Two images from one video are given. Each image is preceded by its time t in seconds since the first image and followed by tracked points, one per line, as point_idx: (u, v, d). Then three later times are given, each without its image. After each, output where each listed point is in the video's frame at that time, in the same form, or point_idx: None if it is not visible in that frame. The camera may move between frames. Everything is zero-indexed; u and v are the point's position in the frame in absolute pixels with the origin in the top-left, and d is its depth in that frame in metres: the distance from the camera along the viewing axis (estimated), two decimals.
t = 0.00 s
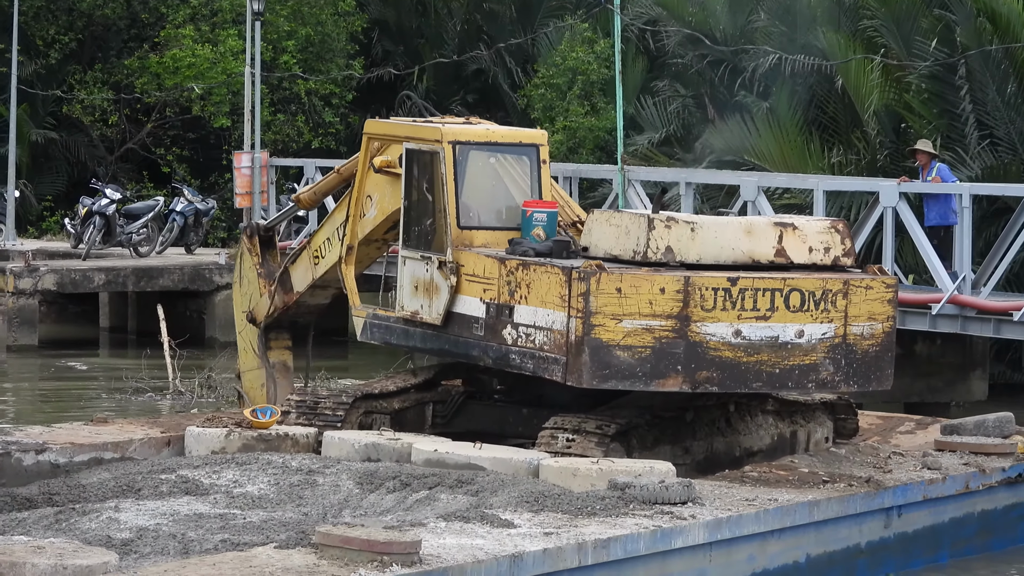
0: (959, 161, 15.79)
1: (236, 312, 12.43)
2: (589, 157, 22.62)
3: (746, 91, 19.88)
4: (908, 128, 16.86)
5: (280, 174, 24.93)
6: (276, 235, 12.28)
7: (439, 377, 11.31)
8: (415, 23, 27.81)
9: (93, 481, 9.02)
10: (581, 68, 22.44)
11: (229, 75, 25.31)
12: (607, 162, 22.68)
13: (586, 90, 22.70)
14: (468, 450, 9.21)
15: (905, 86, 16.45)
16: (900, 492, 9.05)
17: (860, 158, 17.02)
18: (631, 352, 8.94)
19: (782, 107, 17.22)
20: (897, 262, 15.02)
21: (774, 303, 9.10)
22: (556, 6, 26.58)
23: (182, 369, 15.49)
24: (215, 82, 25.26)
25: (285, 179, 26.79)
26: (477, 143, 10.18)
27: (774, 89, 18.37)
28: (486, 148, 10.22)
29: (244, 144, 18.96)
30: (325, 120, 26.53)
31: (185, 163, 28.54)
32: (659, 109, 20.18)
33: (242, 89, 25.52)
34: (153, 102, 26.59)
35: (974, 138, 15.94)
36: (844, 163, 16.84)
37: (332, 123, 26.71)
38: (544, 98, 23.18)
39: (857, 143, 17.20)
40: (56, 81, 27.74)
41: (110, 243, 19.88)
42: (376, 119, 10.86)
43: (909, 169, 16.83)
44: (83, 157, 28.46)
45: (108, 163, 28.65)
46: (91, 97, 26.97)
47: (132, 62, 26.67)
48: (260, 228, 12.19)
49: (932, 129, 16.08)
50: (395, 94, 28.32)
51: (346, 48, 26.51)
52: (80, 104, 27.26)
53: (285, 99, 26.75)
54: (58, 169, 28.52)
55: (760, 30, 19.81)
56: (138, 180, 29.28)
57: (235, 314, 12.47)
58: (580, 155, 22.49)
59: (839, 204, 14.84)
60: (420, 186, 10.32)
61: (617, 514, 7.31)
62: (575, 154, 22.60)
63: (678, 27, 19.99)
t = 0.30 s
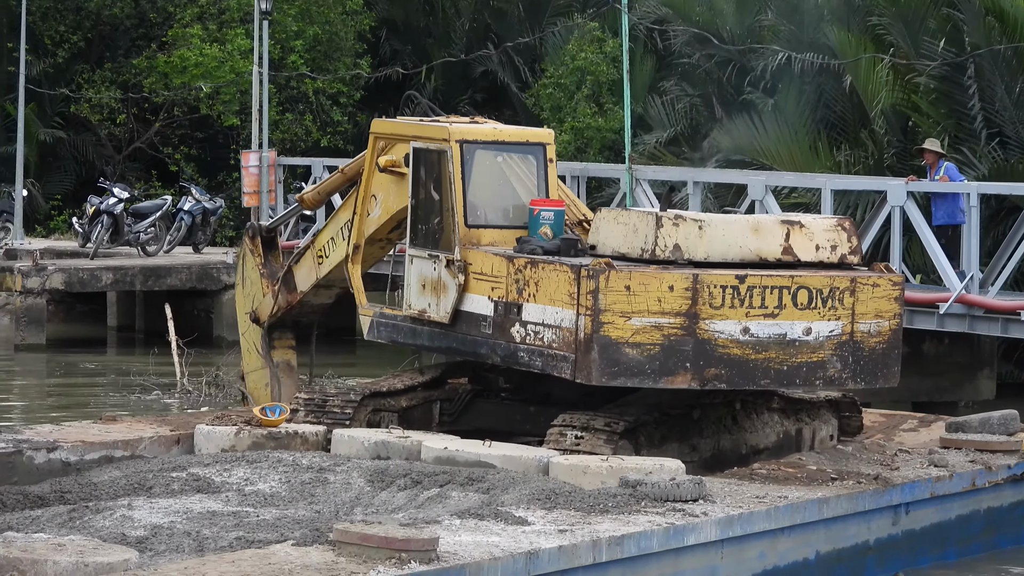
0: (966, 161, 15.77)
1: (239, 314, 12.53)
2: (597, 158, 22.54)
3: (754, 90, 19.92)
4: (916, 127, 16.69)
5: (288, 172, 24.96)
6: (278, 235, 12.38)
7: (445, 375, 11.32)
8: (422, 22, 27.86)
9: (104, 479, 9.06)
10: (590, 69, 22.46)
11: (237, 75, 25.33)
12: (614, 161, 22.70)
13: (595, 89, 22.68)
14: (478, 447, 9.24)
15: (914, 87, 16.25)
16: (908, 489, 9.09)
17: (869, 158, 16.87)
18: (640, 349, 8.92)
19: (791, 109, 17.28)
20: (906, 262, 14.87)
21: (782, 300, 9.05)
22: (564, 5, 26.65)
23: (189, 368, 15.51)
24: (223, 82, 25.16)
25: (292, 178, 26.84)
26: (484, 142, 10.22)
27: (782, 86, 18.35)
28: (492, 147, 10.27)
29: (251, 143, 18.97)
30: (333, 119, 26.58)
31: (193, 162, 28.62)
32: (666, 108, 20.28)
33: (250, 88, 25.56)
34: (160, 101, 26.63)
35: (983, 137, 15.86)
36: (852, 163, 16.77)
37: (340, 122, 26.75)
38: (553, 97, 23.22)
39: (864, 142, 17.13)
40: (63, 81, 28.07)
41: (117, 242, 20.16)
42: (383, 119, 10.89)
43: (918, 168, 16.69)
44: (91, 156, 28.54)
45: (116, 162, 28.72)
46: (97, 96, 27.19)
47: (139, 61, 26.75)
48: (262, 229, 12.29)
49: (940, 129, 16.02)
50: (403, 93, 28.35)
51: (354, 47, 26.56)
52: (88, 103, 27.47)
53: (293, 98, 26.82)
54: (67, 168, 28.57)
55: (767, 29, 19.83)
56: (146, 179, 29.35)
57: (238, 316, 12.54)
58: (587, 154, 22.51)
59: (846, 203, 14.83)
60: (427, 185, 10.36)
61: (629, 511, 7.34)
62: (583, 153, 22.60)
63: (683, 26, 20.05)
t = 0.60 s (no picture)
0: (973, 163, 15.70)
1: (240, 317, 12.58)
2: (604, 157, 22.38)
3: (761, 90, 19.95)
4: (923, 127, 16.73)
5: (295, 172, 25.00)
6: (278, 237, 12.45)
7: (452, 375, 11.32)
8: (430, 22, 27.95)
9: (114, 479, 9.08)
10: (598, 69, 22.48)
11: (243, 75, 25.27)
12: (622, 162, 22.70)
13: (602, 91, 22.69)
14: (487, 447, 9.27)
15: (922, 86, 16.12)
16: (915, 488, 9.14)
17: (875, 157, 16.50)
18: (649, 348, 8.87)
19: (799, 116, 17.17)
20: (912, 261, 14.84)
21: (790, 299, 9.02)
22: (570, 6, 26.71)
23: (196, 368, 15.54)
24: (228, 81, 25.23)
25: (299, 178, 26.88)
26: (491, 142, 10.24)
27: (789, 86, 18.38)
28: (499, 147, 10.29)
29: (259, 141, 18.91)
30: (340, 120, 26.65)
31: (201, 162, 28.69)
32: (671, 108, 20.26)
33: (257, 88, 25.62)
34: (167, 101, 26.67)
35: (991, 139, 15.78)
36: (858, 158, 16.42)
37: (347, 122, 26.80)
38: (560, 97, 23.26)
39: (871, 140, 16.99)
40: (70, 81, 27.92)
41: (125, 242, 19.88)
42: (389, 119, 10.91)
43: (923, 169, 16.45)
44: (99, 156, 28.61)
45: (123, 162, 28.79)
46: (105, 96, 27.16)
47: (146, 61, 26.78)
48: (263, 231, 12.36)
49: (948, 130, 15.88)
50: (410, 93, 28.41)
51: (361, 47, 26.59)
52: (95, 103, 27.45)
53: (299, 97, 26.87)
54: (73, 168, 28.63)
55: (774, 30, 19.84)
56: (152, 179, 29.41)
57: (240, 319, 12.59)
58: (594, 155, 22.52)
59: (852, 204, 14.79)
60: (434, 185, 10.38)
61: (641, 510, 7.38)
62: (590, 153, 22.61)
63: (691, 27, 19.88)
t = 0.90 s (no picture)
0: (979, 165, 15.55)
1: (241, 322, 12.67)
2: (611, 159, 22.48)
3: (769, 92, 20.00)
4: (930, 130, 16.45)
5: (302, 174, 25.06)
6: (278, 242, 12.55)
7: (458, 376, 11.36)
8: (436, 24, 28.02)
9: (125, 480, 9.12)
10: (605, 72, 22.49)
11: (248, 78, 25.30)
12: (630, 164, 22.69)
13: (609, 93, 22.69)
14: (497, 447, 9.31)
15: (928, 87, 16.00)
16: (922, 488, 9.19)
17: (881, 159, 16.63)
18: (658, 348, 8.79)
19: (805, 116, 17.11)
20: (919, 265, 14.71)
21: (798, 299, 8.96)
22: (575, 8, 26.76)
23: (203, 370, 15.57)
24: (234, 85, 25.25)
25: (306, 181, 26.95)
26: (498, 144, 10.29)
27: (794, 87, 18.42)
28: (505, 149, 10.33)
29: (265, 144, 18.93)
30: (347, 122, 26.73)
31: (207, 164, 28.75)
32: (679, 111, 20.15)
33: (261, 91, 25.57)
34: (174, 103, 26.72)
35: (999, 144, 15.63)
36: (864, 161, 16.51)
37: (354, 124, 26.85)
38: (568, 99, 23.30)
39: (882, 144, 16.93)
40: (77, 83, 27.86)
41: (132, 244, 19.96)
42: (395, 121, 10.91)
43: (931, 171, 16.47)
44: (106, 159, 28.66)
45: (130, 165, 28.84)
46: (112, 98, 27.24)
47: (153, 63, 26.81)
48: (263, 235, 12.45)
49: (955, 130, 15.68)
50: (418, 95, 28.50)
51: (368, 50, 26.66)
52: (101, 105, 27.52)
53: (307, 100, 26.92)
54: (80, 170, 28.67)
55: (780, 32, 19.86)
56: (159, 181, 29.47)
57: (240, 324, 12.68)
58: (601, 157, 22.53)
59: (860, 207, 14.70)
60: (442, 186, 10.39)
61: (653, 510, 7.42)
62: (597, 156, 22.58)
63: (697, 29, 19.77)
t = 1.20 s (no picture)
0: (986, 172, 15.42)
1: (242, 331, 12.71)
2: (618, 167, 22.53)
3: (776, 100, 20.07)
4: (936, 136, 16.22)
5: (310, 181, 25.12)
6: (278, 251, 12.56)
7: (466, 383, 11.42)
8: (444, 33, 28.11)
9: (137, 487, 9.14)
10: (612, 80, 22.53)
11: (254, 87, 25.35)
12: (636, 172, 22.70)
13: (616, 101, 22.71)
14: (507, 454, 9.34)
15: (937, 94, 16.13)
16: (930, 494, 9.23)
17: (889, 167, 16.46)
18: (667, 355, 8.77)
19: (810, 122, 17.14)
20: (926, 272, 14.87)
21: (807, 306, 8.91)
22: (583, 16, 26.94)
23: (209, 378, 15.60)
24: (239, 93, 25.28)
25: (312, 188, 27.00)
26: (506, 152, 10.30)
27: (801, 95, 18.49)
28: (512, 157, 10.34)
29: (272, 152, 18.94)
30: (353, 130, 26.72)
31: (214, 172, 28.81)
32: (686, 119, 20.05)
33: (267, 99, 25.58)
34: (181, 111, 26.78)
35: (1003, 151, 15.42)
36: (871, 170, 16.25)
37: (361, 133, 26.89)
38: (575, 107, 23.36)
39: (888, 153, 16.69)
40: (84, 91, 27.91)
41: (139, 253, 19.92)
42: (402, 129, 10.91)
43: (939, 179, 16.12)
44: (112, 166, 28.70)
45: (137, 172, 28.88)
46: (119, 107, 27.26)
47: (160, 71, 26.85)
48: (263, 245, 12.46)
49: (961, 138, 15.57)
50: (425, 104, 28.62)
51: (374, 58, 26.75)
52: (108, 113, 27.59)
53: (313, 108, 26.96)
54: (88, 177, 28.45)
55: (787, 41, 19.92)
56: (166, 189, 29.51)
57: (242, 333, 12.72)
58: (608, 165, 22.56)
59: (870, 214, 14.75)
60: (450, 194, 10.37)
61: (665, 516, 7.47)
62: (604, 164, 22.66)
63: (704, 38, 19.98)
